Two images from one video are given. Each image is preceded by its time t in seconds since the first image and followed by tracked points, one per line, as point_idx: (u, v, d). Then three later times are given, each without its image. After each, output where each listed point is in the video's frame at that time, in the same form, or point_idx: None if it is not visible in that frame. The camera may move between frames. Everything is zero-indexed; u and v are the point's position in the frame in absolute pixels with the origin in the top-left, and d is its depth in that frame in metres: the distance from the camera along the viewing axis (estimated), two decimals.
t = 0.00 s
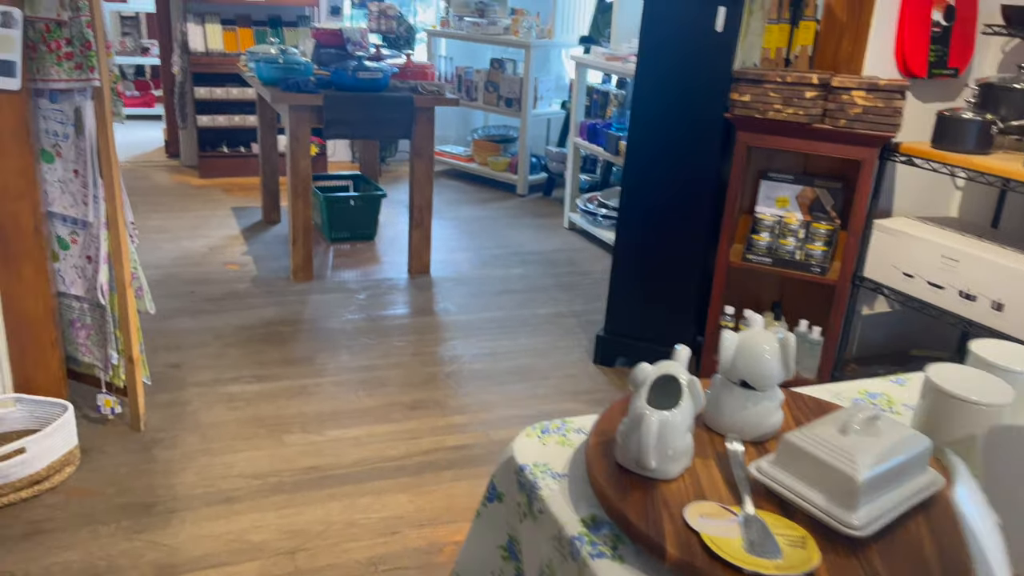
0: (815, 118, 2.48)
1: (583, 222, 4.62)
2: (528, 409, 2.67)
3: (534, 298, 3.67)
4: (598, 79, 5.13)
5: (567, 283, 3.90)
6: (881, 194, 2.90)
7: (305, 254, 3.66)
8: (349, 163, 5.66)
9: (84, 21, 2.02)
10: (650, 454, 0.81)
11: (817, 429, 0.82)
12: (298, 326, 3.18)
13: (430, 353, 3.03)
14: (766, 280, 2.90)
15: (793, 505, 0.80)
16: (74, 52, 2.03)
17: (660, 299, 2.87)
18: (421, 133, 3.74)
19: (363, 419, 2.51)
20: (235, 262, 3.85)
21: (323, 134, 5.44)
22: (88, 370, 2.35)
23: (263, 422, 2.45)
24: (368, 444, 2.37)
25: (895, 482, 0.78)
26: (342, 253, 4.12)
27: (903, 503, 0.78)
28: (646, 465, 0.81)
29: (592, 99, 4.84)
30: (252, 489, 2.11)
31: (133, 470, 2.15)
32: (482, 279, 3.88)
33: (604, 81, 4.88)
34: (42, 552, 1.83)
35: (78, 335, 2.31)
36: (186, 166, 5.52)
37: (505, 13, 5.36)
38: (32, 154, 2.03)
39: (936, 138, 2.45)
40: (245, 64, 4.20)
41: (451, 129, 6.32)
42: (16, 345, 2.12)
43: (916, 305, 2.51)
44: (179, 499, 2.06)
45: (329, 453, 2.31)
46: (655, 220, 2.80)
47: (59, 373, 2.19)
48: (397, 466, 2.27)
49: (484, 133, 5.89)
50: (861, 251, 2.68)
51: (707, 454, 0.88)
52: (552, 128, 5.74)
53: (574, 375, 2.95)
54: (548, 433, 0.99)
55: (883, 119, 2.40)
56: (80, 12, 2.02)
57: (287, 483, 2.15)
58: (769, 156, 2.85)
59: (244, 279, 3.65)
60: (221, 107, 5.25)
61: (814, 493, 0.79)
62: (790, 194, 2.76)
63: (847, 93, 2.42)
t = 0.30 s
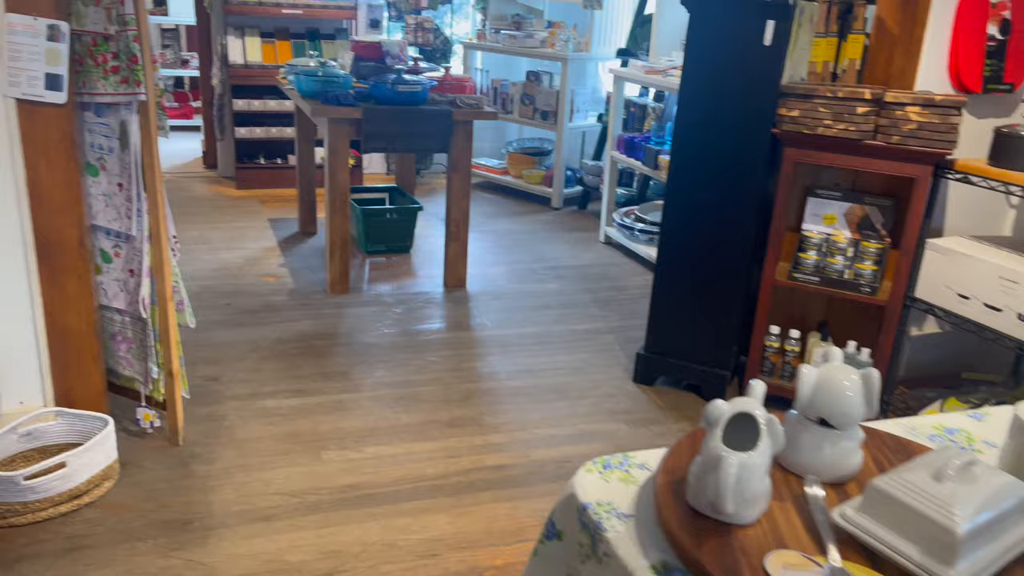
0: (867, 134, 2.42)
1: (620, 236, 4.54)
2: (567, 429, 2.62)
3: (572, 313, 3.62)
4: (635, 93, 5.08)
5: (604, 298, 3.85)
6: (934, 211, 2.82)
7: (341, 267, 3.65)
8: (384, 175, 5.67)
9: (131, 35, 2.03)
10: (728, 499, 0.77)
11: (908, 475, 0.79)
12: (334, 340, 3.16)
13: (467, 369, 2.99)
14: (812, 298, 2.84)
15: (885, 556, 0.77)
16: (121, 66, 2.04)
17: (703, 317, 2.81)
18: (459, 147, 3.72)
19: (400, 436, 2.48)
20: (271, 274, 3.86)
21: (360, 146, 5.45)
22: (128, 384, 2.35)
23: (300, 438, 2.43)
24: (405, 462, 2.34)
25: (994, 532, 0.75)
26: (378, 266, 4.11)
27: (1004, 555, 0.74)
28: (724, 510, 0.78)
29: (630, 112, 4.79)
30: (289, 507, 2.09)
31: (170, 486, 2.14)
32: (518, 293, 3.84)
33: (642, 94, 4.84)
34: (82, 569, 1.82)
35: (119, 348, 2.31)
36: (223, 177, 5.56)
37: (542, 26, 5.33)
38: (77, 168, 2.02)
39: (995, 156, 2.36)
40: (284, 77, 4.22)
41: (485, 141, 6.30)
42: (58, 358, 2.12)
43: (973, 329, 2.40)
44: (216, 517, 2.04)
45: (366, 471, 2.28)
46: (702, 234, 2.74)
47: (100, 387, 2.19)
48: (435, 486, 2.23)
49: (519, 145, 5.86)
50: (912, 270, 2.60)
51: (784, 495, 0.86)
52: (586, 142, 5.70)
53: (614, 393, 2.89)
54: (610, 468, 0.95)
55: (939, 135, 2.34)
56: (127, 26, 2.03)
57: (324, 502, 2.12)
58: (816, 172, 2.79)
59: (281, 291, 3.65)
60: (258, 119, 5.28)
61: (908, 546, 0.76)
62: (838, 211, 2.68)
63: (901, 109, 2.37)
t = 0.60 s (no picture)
0: (924, 144, 2.37)
1: (659, 245, 4.45)
2: (609, 442, 2.57)
3: (611, 323, 3.57)
4: (674, 101, 5.03)
5: (643, 308, 3.79)
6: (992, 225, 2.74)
7: (379, 274, 3.64)
8: (419, 182, 5.67)
9: (179, 42, 2.04)
10: (816, 535, 0.82)
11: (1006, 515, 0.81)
12: (372, 348, 3.14)
13: (506, 378, 2.96)
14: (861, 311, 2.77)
15: None
16: (169, 74, 2.05)
17: (749, 330, 2.75)
18: (499, 154, 3.70)
19: (441, 447, 2.45)
20: (310, 280, 3.86)
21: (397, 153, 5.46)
22: (171, 391, 2.34)
23: (340, 447, 2.41)
24: (445, 474, 2.31)
25: None
26: (415, 273, 4.10)
27: None
28: (810, 545, 0.83)
29: (669, 120, 4.74)
30: (330, 518, 2.07)
31: (212, 494, 2.13)
32: (556, 302, 3.80)
33: (682, 102, 4.78)
34: None
35: (162, 355, 2.31)
36: (261, 183, 5.59)
37: (580, 33, 5.31)
38: (125, 175, 2.03)
39: None
40: (325, 84, 4.23)
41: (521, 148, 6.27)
42: (104, 366, 2.13)
43: None
44: (258, 526, 2.02)
45: (407, 482, 2.26)
46: (747, 244, 2.68)
47: (144, 395, 2.20)
48: (477, 499, 2.20)
49: (555, 153, 5.83)
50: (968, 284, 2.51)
51: (873, 531, 0.91)
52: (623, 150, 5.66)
53: (656, 406, 2.84)
54: (680, 498, 1.02)
55: (999, 144, 2.28)
56: (176, 33, 2.03)
57: (365, 514, 2.10)
58: (866, 182, 2.71)
59: (319, 298, 3.65)
60: (297, 126, 5.30)
61: None
62: (890, 223, 2.61)
63: (961, 118, 2.31)
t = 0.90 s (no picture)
0: (979, 151, 2.28)
1: (694, 253, 4.38)
2: (647, 455, 2.51)
3: (647, 332, 3.51)
4: (711, 107, 4.95)
5: (679, 317, 3.72)
6: None
7: (412, 280, 3.61)
8: (451, 187, 5.64)
9: (220, 46, 2.03)
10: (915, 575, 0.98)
11: None
12: (405, 355, 3.11)
13: (541, 387, 2.91)
14: (909, 323, 2.67)
15: None
16: (208, 78, 2.04)
17: (792, 341, 2.68)
18: (534, 160, 3.65)
19: (476, 458, 2.41)
20: (343, 286, 3.84)
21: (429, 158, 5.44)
22: (205, 397, 2.32)
23: (374, 457, 2.38)
24: (481, 487, 2.26)
25: None
26: (447, 279, 4.06)
27: None
28: None
29: (705, 126, 4.66)
30: (365, 530, 2.03)
31: (246, 503, 2.10)
32: (590, 310, 3.74)
33: (718, 107, 4.70)
34: None
35: (197, 361, 2.29)
36: (294, 187, 5.60)
37: (614, 38, 5.25)
38: (163, 179, 2.01)
39: None
40: (359, 88, 4.22)
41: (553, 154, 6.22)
42: (139, 372, 2.11)
43: None
44: (292, 537, 1.99)
45: (442, 494, 2.21)
46: (792, 253, 2.61)
47: (179, 401, 2.17)
48: (513, 512, 2.15)
49: (588, 158, 5.76)
50: None
51: (967, 569, 1.17)
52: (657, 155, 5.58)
53: (695, 418, 2.77)
54: (751, 529, 1.30)
55: None
56: (217, 37, 2.03)
57: (400, 526, 2.06)
58: (916, 190, 2.62)
59: (352, 303, 3.63)
60: (330, 130, 5.30)
61: None
62: (941, 232, 2.52)
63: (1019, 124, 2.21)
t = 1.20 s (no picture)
0: None
1: (727, 262, 4.29)
2: (682, 473, 2.43)
3: (680, 343, 3.42)
4: (745, 113, 4.85)
5: (713, 328, 3.63)
6: None
7: (441, 288, 3.56)
8: (479, 194, 5.59)
9: (250, 51, 1.95)
10: None
11: None
12: (433, 365, 3.06)
13: (571, 400, 2.84)
14: (956, 339, 2.57)
15: None
16: (238, 83, 1.98)
17: (834, 356, 2.59)
18: (565, 167, 3.59)
19: (506, 473, 2.35)
20: (370, 293, 3.80)
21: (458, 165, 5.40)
22: (231, 407, 2.29)
23: (402, 470, 2.32)
24: (511, 504, 2.20)
25: None
26: (475, 287, 4.01)
27: None
28: None
29: (740, 132, 4.56)
30: (392, 547, 1.98)
31: (271, 517, 2.06)
32: (621, 320, 3.66)
33: (753, 113, 4.61)
34: None
35: (224, 371, 2.25)
36: (323, 193, 5.58)
37: (646, 43, 5.18)
38: (191, 186, 1.98)
39: None
40: (390, 94, 4.19)
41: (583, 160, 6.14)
42: (165, 381, 2.08)
43: None
44: (318, 553, 1.94)
45: (471, 510, 2.16)
46: (835, 265, 2.52)
47: (205, 412, 2.13)
48: (544, 531, 2.09)
49: (618, 164, 5.68)
50: None
51: None
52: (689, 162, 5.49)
53: (730, 435, 2.69)
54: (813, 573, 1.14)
55: None
56: (246, 42, 1.94)
57: (428, 543, 2.00)
58: (965, 202, 2.52)
59: (380, 311, 3.59)
60: (359, 136, 5.28)
61: None
62: (991, 244, 2.41)
63: None
